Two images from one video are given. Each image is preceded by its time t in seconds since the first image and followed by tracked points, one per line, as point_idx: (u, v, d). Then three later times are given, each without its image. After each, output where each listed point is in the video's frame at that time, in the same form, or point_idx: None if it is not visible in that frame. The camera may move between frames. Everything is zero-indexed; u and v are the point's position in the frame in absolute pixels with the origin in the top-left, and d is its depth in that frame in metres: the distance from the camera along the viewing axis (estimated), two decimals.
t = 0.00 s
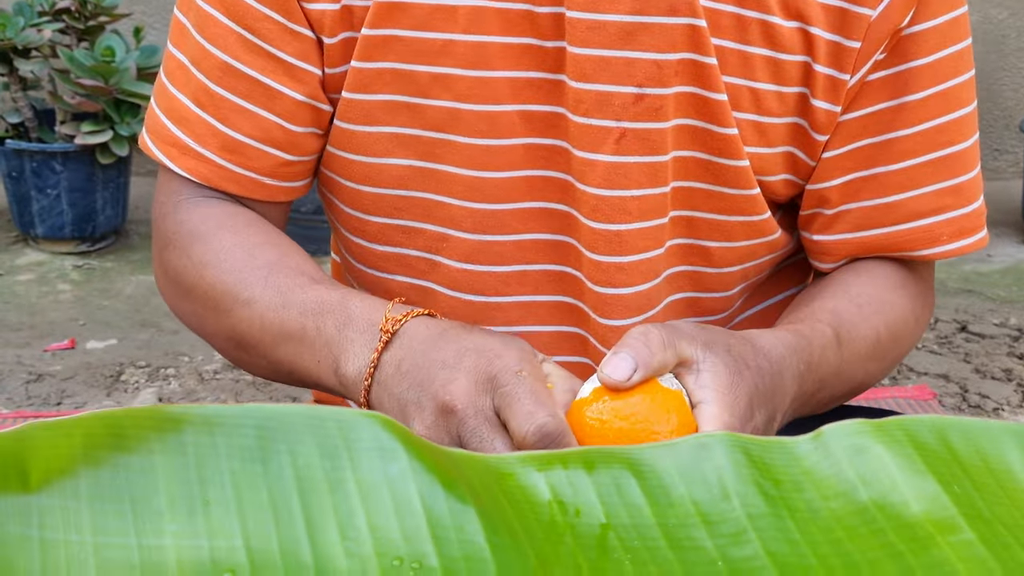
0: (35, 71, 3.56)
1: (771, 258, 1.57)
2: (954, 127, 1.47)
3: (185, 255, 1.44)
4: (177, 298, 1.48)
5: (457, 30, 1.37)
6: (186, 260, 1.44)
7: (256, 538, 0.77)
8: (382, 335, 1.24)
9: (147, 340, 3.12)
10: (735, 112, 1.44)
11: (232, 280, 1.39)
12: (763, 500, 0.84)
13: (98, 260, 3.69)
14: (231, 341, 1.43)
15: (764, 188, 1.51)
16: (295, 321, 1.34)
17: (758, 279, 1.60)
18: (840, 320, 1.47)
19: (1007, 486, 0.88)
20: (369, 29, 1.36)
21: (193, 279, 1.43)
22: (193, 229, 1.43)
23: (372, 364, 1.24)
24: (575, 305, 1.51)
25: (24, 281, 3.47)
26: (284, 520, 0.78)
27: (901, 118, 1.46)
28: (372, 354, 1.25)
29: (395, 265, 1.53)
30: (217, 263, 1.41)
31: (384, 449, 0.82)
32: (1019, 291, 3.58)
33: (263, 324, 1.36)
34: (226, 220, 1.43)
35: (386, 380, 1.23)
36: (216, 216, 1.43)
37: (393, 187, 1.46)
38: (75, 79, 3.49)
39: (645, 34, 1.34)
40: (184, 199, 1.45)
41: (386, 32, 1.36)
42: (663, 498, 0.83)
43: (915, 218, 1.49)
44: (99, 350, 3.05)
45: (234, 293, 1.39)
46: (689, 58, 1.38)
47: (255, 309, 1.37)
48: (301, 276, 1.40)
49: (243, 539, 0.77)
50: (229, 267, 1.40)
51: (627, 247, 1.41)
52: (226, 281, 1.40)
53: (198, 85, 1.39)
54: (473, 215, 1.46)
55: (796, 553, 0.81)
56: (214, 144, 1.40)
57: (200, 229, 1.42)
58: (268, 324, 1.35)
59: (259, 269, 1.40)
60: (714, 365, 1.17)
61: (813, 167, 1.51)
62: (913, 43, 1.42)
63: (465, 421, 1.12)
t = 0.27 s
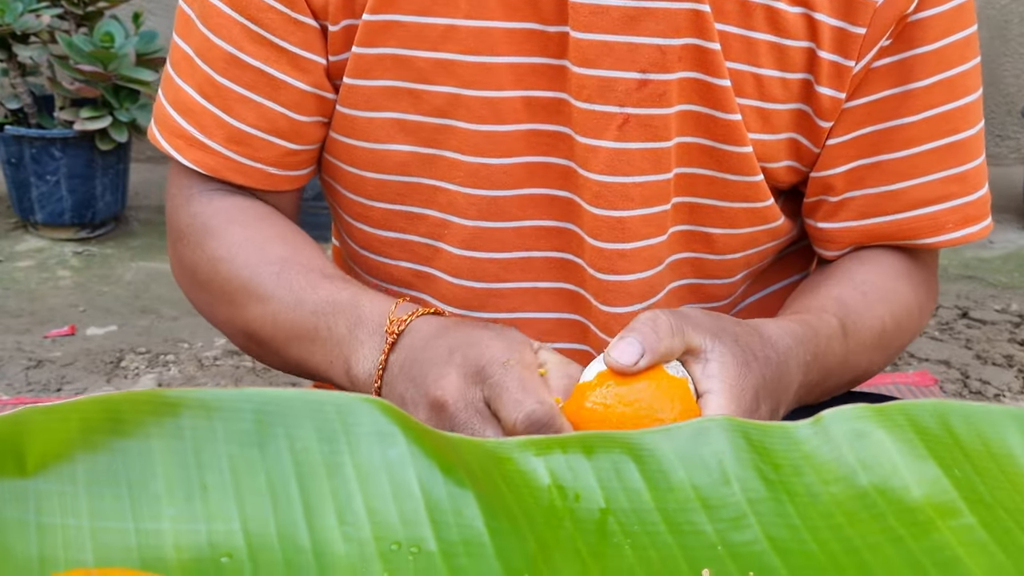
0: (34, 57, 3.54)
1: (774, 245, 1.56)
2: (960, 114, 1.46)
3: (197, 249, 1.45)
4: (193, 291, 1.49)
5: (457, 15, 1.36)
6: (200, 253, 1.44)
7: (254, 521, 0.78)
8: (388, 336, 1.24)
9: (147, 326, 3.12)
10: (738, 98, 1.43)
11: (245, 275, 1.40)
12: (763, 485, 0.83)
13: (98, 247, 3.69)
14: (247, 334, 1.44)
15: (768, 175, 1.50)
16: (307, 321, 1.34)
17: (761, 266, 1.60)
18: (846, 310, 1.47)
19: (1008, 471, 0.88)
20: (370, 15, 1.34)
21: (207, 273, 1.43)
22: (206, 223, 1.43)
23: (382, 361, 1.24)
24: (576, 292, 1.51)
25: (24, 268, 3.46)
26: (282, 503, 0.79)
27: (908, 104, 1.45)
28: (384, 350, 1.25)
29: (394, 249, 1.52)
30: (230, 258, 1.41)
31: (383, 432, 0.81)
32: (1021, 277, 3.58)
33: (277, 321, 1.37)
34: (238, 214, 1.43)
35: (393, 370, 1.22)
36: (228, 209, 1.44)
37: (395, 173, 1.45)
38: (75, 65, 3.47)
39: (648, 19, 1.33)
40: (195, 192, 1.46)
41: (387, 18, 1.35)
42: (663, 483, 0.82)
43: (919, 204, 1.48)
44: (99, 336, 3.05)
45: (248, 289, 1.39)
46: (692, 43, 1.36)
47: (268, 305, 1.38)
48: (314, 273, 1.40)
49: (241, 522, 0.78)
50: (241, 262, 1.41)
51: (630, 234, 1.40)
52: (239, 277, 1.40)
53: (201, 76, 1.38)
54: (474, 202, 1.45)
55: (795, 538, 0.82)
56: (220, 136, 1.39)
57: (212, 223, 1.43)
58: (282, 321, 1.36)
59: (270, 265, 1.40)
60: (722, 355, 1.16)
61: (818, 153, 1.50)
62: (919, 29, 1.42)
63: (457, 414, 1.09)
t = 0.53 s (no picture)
0: (34, 54, 3.54)
1: (776, 240, 1.56)
2: (963, 109, 1.44)
3: (208, 252, 1.45)
4: (203, 292, 1.50)
5: (460, 11, 1.35)
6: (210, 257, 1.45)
7: (255, 517, 0.78)
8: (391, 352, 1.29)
9: (148, 323, 3.12)
10: (741, 93, 1.41)
11: (256, 283, 1.41)
12: (764, 480, 0.84)
13: (98, 243, 3.69)
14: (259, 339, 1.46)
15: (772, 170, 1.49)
16: (318, 335, 1.37)
17: (762, 262, 1.59)
18: (858, 310, 1.49)
19: (1010, 465, 0.88)
20: (372, 12, 1.33)
21: (218, 277, 1.44)
22: (217, 228, 1.44)
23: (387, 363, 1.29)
24: (579, 287, 1.50)
25: (25, 264, 3.46)
26: (284, 498, 0.79)
27: (911, 100, 1.43)
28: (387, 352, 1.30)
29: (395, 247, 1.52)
30: (242, 265, 1.42)
31: (383, 428, 0.81)
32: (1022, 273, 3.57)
33: (291, 330, 1.39)
34: (248, 220, 1.43)
35: (397, 376, 1.28)
36: (239, 214, 1.44)
37: (400, 169, 1.44)
38: (75, 62, 3.46)
39: (652, 14, 1.32)
40: (206, 196, 1.46)
41: (388, 14, 1.33)
42: (663, 478, 0.83)
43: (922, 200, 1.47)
44: (99, 332, 3.05)
45: (259, 298, 1.41)
46: (695, 39, 1.35)
47: (280, 316, 1.40)
48: (325, 281, 1.41)
49: (242, 519, 0.78)
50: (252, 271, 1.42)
51: (632, 229, 1.40)
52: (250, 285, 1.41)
53: (206, 77, 1.38)
54: (477, 197, 1.43)
55: (795, 532, 0.82)
56: (225, 135, 1.39)
57: (223, 229, 1.43)
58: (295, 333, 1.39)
59: (281, 273, 1.41)
60: (725, 363, 1.20)
61: (820, 150, 1.47)
62: (923, 25, 1.39)
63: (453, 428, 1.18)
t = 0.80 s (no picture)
0: (33, 59, 3.54)
1: (775, 242, 1.54)
2: (968, 106, 1.42)
3: (187, 243, 1.39)
4: (180, 289, 1.44)
5: (458, 14, 1.33)
6: (189, 247, 1.39)
7: (254, 521, 0.78)
8: (364, 324, 1.19)
9: (148, 327, 3.12)
10: (738, 93, 1.40)
11: (231, 270, 1.35)
12: (763, 482, 0.84)
13: (98, 248, 3.68)
14: (229, 332, 1.37)
15: (769, 172, 1.47)
16: (285, 315, 1.28)
17: (763, 263, 1.58)
18: (874, 323, 1.44)
19: (1010, 468, 0.88)
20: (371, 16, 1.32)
21: (196, 268, 1.38)
22: (197, 217, 1.39)
23: (351, 344, 1.19)
24: (578, 290, 1.49)
25: (24, 269, 3.46)
26: (283, 501, 0.79)
27: (915, 98, 1.41)
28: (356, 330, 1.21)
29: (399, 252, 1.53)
30: (222, 250, 1.36)
31: (382, 429, 0.81)
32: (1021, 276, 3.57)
33: (260, 312, 1.31)
34: (231, 210, 1.39)
35: (366, 357, 1.18)
36: (221, 205, 1.39)
37: (399, 171, 1.44)
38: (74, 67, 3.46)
39: (650, 14, 1.31)
40: (188, 191, 1.41)
41: (388, 18, 1.32)
42: (663, 480, 0.83)
43: (926, 199, 1.45)
44: (98, 337, 3.05)
45: (236, 282, 1.34)
46: (692, 39, 1.35)
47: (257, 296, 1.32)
48: (306, 268, 1.36)
49: (241, 522, 0.78)
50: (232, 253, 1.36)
51: (632, 230, 1.40)
52: (228, 267, 1.35)
53: (203, 79, 1.35)
54: (475, 200, 1.43)
55: (795, 534, 0.82)
56: (220, 137, 1.36)
57: (205, 217, 1.38)
58: (269, 312, 1.30)
59: (262, 257, 1.35)
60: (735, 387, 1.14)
61: (822, 149, 1.46)
62: (923, 23, 1.37)
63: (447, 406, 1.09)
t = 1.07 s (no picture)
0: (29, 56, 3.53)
1: (772, 233, 1.46)
2: (962, 91, 1.35)
3: (170, 225, 1.28)
4: (160, 266, 1.34)
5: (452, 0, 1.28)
6: (173, 231, 1.28)
7: (250, 514, 0.78)
8: (364, 268, 1.09)
9: (145, 325, 3.12)
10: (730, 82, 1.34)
11: (218, 236, 1.24)
12: (760, 475, 0.84)
13: (95, 246, 3.68)
14: (222, 308, 1.27)
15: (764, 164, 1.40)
16: (278, 269, 1.18)
17: (761, 253, 1.49)
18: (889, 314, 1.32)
19: (1005, 461, 0.88)
20: None
21: (180, 248, 1.27)
22: (181, 194, 1.28)
23: (351, 291, 1.08)
24: (572, 277, 1.42)
25: (21, 267, 3.46)
26: (279, 494, 0.79)
27: (910, 84, 1.34)
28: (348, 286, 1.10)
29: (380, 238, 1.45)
30: (206, 226, 1.25)
31: (378, 424, 0.81)
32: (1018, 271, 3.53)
33: (252, 276, 1.20)
34: (217, 182, 1.29)
35: (364, 308, 1.07)
36: (206, 177, 1.29)
37: (390, 159, 1.37)
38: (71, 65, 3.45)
39: None
40: (174, 166, 1.31)
41: (383, 3, 1.27)
42: (660, 474, 0.83)
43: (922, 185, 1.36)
44: (96, 335, 3.05)
45: (222, 251, 1.23)
46: (683, 26, 1.29)
47: (246, 264, 1.21)
48: (291, 230, 1.25)
49: (237, 516, 0.78)
50: (216, 227, 1.25)
51: (627, 216, 1.32)
52: (213, 238, 1.24)
53: (194, 56, 1.28)
54: (471, 185, 1.36)
55: (792, 528, 0.82)
56: (210, 114, 1.28)
57: (188, 190, 1.28)
58: (260, 273, 1.19)
59: (246, 224, 1.24)
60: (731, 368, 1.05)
61: (819, 138, 1.39)
62: (915, 7, 1.31)
63: (455, 352, 0.97)
